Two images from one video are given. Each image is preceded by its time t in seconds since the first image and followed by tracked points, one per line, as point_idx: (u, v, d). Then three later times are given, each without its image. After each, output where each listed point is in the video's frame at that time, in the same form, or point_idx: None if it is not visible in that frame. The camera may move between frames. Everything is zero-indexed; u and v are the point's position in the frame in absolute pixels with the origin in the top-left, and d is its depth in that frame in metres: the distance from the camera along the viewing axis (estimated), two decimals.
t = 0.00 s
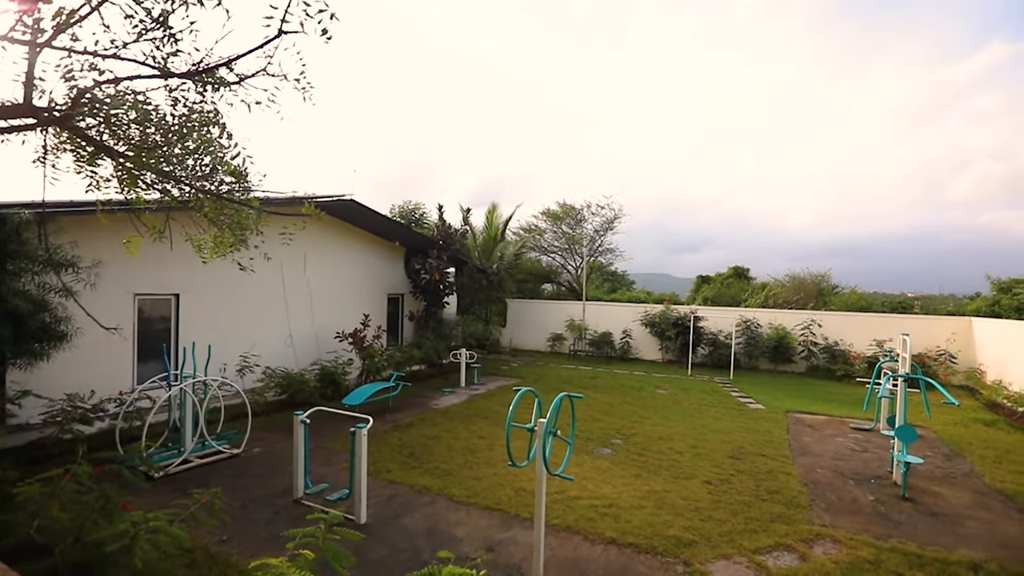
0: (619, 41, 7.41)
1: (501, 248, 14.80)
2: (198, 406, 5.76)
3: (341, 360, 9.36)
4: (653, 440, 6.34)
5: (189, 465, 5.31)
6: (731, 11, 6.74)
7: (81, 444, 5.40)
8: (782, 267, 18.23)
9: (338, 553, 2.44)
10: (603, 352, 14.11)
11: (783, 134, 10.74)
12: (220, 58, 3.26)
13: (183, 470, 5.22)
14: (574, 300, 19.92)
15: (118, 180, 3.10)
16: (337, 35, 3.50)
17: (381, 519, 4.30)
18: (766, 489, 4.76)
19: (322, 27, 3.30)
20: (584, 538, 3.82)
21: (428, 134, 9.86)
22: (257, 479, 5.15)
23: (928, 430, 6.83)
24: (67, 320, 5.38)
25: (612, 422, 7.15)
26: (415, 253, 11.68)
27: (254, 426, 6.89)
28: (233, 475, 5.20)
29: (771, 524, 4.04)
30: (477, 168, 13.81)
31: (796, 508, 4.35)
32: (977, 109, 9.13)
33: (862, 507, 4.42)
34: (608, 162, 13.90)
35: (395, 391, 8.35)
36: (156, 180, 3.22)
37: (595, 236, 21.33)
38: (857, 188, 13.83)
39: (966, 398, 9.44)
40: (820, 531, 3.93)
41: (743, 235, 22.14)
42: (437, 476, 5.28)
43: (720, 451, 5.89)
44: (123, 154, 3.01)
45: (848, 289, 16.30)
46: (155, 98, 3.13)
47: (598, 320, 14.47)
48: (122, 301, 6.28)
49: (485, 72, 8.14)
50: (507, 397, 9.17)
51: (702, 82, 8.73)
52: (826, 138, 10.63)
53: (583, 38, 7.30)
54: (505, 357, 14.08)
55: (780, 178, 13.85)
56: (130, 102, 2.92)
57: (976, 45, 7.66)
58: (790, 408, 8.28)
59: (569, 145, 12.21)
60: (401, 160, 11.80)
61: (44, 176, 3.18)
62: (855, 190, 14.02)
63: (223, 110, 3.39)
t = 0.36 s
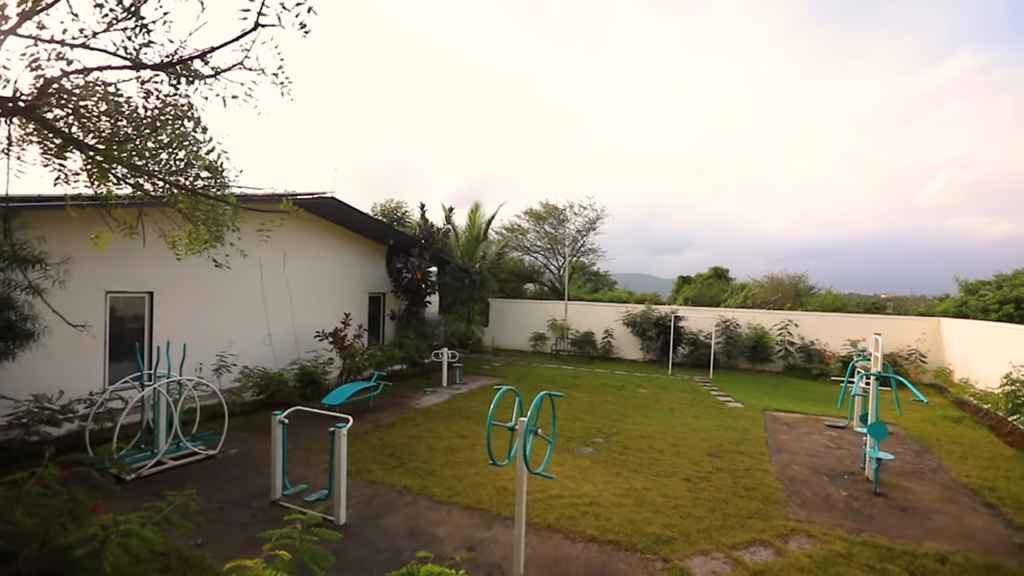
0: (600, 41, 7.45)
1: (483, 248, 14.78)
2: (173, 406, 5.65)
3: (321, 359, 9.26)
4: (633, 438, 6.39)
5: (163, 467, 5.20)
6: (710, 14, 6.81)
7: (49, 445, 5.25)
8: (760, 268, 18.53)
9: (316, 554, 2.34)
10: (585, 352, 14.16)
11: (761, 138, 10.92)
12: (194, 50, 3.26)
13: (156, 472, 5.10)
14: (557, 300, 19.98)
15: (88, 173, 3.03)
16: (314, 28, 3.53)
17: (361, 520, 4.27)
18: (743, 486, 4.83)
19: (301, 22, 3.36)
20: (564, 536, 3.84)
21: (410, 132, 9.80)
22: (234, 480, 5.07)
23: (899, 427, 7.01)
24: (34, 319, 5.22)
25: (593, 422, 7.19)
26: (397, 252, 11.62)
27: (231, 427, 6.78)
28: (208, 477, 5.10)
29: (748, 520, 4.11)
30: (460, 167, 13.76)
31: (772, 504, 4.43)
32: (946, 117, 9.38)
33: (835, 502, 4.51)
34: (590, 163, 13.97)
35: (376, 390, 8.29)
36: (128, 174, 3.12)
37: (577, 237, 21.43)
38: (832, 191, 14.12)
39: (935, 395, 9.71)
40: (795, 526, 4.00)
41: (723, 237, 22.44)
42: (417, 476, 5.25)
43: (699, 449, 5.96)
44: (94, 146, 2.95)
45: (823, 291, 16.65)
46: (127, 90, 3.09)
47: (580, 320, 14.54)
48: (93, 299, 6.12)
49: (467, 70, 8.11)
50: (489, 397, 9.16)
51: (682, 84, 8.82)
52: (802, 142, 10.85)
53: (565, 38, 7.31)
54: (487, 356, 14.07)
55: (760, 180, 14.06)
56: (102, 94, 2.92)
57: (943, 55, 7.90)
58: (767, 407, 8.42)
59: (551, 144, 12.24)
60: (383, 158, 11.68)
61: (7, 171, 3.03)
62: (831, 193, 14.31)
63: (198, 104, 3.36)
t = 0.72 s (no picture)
0: (583, 41, 7.47)
1: (466, 247, 14.75)
2: (147, 406, 5.52)
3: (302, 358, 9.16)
4: (615, 437, 6.43)
5: (137, 469, 5.08)
6: (691, 16, 6.89)
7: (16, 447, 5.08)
8: (740, 269, 18.80)
9: (294, 555, 2.25)
10: (568, 351, 14.21)
11: (741, 141, 11.07)
12: (168, 42, 3.18)
13: (129, 474, 4.98)
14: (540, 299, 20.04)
15: (56, 165, 2.93)
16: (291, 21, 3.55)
17: (341, 520, 4.22)
18: (722, 483, 4.89)
19: (278, 14, 3.36)
20: (546, 535, 3.84)
21: (392, 129, 9.72)
22: (211, 482, 4.97)
23: (873, 425, 7.16)
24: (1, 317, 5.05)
25: (575, 421, 7.21)
26: (379, 250, 11.54)
27: (208, 428, 6.66)
28: (184, 479, 5.00)
29: (727, 517, 4.16)
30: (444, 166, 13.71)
31: (750, 501, 4.49)
32: (919, 126, 9.51)
33: (811, 498, 4.60)
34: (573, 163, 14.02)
35: (357, 390, 8.22)
36: (100, 168, 3.10)
37: (560, 237, 21.50)
38: (810, 194, 14.38)
39: (907, 394, 9.95)
40: (772, 522, 4.07)
41: (704, 238, 22.72)
42: (399, 476, 5.22)
43: (679, 448, 6.02)
44: (62, 138, 2.85)
45: (801, 291, 16.95)
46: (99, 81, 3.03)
47: (562, 320, 14.58)
48: (63, 297, 5.96)
49: (451, 69, 8.07)
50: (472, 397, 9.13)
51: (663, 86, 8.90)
52: (781, 144, 11.03)
53: (548, 37, 7.32)
54: (470, 356, 14.04)
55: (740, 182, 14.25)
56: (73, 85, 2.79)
57: (915, 65, 7.95)
58: (746, 406, 8.54)
59: (535, 144, 12.25)
60: (365, 156, 11.57)
61: None
62: (809, 196, 14.57)
63: (173, 98, 3.35)
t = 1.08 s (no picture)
0: (569, 40, 7.51)
1: (450, 247, 14.71)
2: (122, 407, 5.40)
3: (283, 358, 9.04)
4: (597, 436, 6.47)
5: (110, 471, 4.97)
6: (675, 16, 6.95)
7: None
8: (721, 270, 19.04)
9: (273, 556, 2.22)
10: (551, 351, 14.24)
11: (723, 143, 11.21)
12: (143, 33, 3.16)
13: (102, 477, 4.86)
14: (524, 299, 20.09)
15: (25, 158, 2.84)
16: (270, 15, 3.63)
17: (322, 521, 4.18)
18: (703, 481, 4.95)
19: (257, 10, 3.46)
20: (528, 534, 3.85)
21: (375, 127, 9.65)
22: (188, 484, 4.88)
23: (848, 423, 7.30)
24: None
25: (558, 420, 7.24)
26: (362, 249, 11.45)
27: (186, 429, 6.54)
28: (160, 481, 4.91)
29: (707, 514, 4.21)
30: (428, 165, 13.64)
31: (729, 498, 4.55)
32: (897, 130, 9.66)
33: (789, 495, 4.68)
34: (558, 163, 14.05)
35: (339, 390, 8.16)
36: (70, 161, 2.99)
37: (544, 237, 21.55)
38: (790, 195, 14.60)
39: (881, 393, 10.16)
40: (751, 519, 4.12)
41: (686, 239, 22.97)
42: (381, 476, 5.18)
43: (661, 446, 6.08)
44: (32, 129, 2.79)
45: (781, 293, 17.22)
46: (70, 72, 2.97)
47: (546, 320, 14.61)
48: (34, 295, 5.80)
49: (435, 67, 8.03)
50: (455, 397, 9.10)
51: (647, 86, 8.97)
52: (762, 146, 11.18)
53: (533, 36, 7.32)
54: (453, 355, 14.00)
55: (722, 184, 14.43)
56: (44, 75, 2.79)
57: (896, 70, 8.06)
58: (726, 404, 8.66)
59: (519, 144, 12.25)
60: (348, 153, 11.46)
61: None
62: (789, 198, 14.81)
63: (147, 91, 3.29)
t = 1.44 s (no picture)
0: (554, 40, 7.55)
1: (434, 246, 14.66)
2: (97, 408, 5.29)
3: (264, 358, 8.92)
4: (580, 435, 6.50)
5: (84, 475, 4.85)
6: (658, 18, 7.02)
7: None
8: (704, 271, 19.27)
9: (254, 560, 2.13)
10: (535, 351, 14.26)
11: (706, 145, 11.35)
12: (118, 26, 3.13)
13: (76, 481, 4.75)
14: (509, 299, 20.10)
15: None
16: (250, 10, 3.58)
17: (303, 523, 4.14)
18: (684, 479, 5.01)
19: (236, 6, 3.41)
20: (511, 534, 3.85)
21: (359, 125, 9.58)
22: (165, 486, 4.80)
23: (826, 421, 7.44)
24: None
25: (542, 420, 7.26)
26: (346, 248, 11.36)
27: (163, 430, 6.42)
28: (137, 484, 4.81)
29: (688, 511, 4.26)
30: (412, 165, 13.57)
31: (710, 496, 4.61)
32: (874, 135, 9.81)
33: (768, 492, 4.75)
34: (542, 163, 14.09)
35: (322, 390, 8.08)
36: (42, 156, 2.98)
37: (529, 237, 21.58)
38: (770, 197, 14.82)
39: (857, 391, 10.38)
40: (731, 516, 4.18)
41: (670, 241, 23.19)
42: (363, 477, 5.15)
43: (643, 445, 6.13)
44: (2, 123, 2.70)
45: (761, 293, 17.48)
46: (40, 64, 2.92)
47: (530, 320, 14.64)
48: (5, 293, 5.65)
49: (420, 67, 8.00)
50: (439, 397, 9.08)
51: (631, 88, 9.04)
52: (743, 149, 11.33)
53: (517, 36, 7.34)
54: (437, 355, 13.95)
55: (704, 186, 14.61)
56: (15, 66, 2.71)
57: (874, 77, 8.15)
58: (708, 403, 8.76)
59: (504, 143, 12.25)
60: (332, 152, 11.35)
61: None
62: (770, 200, 15.03)
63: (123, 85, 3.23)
